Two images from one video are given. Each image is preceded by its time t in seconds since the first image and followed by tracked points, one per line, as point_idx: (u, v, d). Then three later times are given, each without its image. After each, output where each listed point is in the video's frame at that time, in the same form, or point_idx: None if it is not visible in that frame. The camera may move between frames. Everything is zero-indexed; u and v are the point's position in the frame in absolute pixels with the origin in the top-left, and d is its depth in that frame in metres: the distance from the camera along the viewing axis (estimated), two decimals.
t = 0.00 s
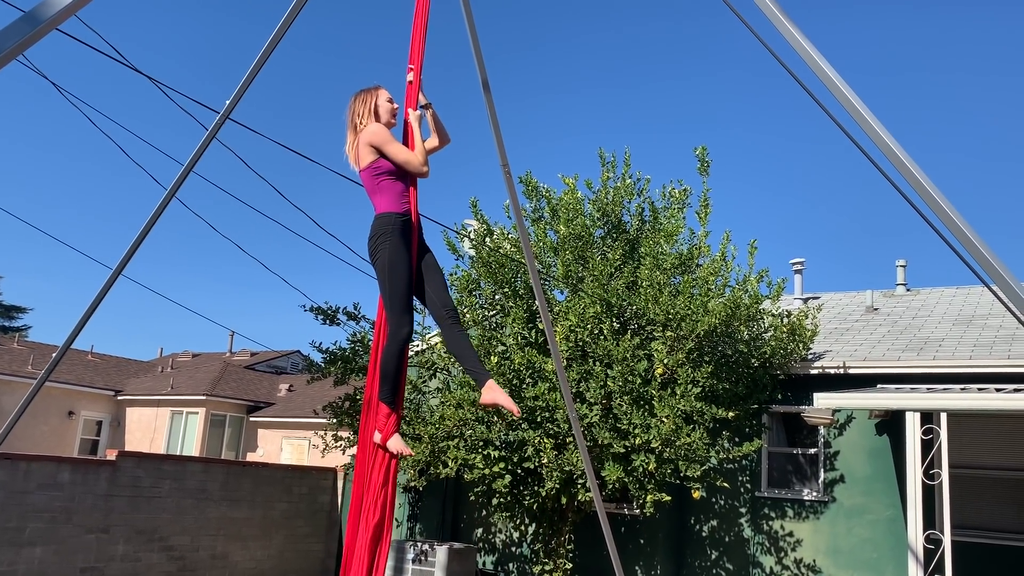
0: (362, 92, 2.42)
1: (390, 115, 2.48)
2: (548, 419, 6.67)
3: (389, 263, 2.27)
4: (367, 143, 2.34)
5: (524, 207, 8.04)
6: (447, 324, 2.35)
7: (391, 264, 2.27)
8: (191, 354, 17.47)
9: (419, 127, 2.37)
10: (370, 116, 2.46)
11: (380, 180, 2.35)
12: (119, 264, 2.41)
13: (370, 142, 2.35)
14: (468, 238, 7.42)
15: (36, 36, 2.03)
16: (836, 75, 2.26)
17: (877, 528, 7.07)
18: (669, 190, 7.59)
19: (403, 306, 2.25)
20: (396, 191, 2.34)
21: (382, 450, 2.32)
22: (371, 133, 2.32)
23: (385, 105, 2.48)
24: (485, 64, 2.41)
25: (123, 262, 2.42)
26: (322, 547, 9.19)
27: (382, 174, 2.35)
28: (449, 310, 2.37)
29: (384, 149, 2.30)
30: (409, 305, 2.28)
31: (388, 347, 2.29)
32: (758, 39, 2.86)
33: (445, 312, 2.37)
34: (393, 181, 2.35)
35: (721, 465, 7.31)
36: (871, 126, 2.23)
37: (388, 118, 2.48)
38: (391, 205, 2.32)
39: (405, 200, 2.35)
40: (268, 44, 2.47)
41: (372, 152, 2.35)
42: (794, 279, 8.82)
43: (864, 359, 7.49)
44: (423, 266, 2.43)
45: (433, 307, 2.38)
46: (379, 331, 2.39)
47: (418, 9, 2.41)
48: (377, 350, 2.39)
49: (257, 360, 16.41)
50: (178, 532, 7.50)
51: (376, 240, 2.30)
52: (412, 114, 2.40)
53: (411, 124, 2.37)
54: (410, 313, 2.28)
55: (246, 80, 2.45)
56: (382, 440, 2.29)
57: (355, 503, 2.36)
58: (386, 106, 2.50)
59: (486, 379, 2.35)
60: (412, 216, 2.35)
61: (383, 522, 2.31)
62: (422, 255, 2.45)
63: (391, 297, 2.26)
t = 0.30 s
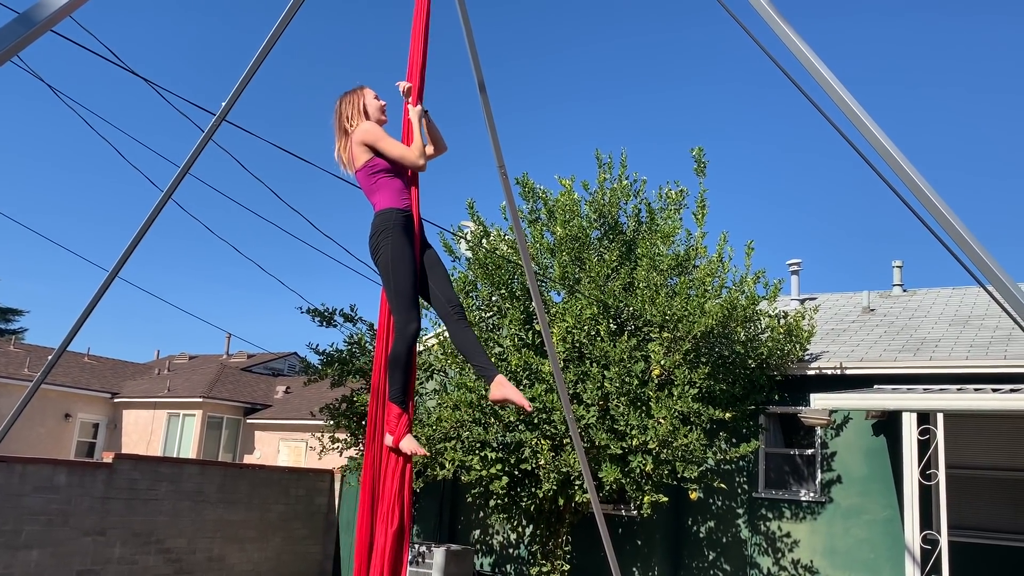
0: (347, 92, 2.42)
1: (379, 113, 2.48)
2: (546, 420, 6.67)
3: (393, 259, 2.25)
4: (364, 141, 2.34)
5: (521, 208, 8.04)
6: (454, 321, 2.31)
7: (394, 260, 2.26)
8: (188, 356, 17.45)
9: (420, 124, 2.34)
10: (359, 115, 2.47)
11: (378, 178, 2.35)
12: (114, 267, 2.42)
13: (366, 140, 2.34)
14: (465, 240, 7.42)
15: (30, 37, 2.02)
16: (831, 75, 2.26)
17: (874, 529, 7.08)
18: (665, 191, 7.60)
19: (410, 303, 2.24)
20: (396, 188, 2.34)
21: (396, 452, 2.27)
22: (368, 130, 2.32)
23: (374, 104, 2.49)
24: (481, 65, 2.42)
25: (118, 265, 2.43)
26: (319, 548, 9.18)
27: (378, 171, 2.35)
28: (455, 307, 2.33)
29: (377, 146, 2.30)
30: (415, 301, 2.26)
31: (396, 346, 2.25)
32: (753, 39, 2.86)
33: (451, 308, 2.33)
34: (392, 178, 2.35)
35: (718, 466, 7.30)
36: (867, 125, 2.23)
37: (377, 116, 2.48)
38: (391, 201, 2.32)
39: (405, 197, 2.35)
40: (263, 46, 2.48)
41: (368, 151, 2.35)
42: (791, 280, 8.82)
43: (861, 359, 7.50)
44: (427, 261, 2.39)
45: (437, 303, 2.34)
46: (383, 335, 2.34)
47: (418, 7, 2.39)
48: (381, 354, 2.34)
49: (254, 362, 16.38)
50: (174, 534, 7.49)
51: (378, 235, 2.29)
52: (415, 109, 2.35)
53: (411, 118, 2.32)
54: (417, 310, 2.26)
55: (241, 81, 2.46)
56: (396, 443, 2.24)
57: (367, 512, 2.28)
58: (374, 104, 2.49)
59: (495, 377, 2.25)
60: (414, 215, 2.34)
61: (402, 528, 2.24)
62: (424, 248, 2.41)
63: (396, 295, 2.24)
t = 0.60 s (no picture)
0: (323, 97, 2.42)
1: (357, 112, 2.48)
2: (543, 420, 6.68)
3: (398, 252, 2.28)
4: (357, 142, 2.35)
5: (518, 208, 8.03)
6: (466, 310, 2.29)
7: (399, 253, 2.28)
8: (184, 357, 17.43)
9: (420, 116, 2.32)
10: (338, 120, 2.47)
11: (375, 178, 2.39)
12: (111, 267, 2.42)
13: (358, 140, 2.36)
14: (462, 240, 7.42)
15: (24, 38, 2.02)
16: (826, 74, 2.28)
17: (871, 528, 7.09)
18: (662, 191, 7.61)
19: (418, 294, 2.25)
20: (398, 185, 2.38)
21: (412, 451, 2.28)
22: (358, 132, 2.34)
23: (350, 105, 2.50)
24: (477, 65, 2.42)
25: (115, 265, 2.43)
26: (316, 549, 9.18)
27: (373, 171, 2.39)
28: (466, 295, 2.32)
29: (365, 148, 2.33)
30: (424, 293, 2.27)
31: (406, 337, 2.28)
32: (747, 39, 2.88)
33: (461, 297, 2.32)
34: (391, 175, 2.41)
35: (715, 465, 7.30)
36: (862, 124, 2.24)
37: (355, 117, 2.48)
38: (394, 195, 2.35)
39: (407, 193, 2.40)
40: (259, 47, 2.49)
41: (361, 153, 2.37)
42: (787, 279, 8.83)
43: (858, 359, 7.51)
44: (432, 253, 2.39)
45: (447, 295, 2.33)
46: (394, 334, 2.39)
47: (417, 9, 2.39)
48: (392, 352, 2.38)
49: (251, 363, 16.36)
50: (172, 535, 7.48)
51: (383, 230, 2.32)
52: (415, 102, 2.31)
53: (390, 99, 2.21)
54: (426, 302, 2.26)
55: (237, 83, 2.47)
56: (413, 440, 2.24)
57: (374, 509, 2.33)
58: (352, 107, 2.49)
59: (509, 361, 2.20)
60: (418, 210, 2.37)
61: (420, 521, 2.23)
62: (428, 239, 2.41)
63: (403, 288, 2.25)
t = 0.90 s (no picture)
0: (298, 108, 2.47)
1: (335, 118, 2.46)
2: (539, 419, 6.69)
3: (404, 246, 2.31)
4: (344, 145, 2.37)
5: (514, 207, 8.04)
6: (476, 294, 2.28)
7: (405, 247, 2.31)
8: (180, 356, 17.41)
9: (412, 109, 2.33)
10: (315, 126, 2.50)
11: (372, 175, 2.40)
12: (106, 265, 2.43)
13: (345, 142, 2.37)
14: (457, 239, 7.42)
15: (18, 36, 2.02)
16: (822, 73, 2.29)
17: (867, 527, 7.10)
18: (658, 190, 7.62)
19: (428, 285, 2.27)
20: (397, 180, 2.42)
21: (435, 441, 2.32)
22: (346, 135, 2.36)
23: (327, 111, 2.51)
24: (473, 62, 2.42)
25: (112, 263, 2.44)
26: (312, 548, 9.18)
27: (368, 168, 2.40)
28: (474, 279, 2.31)
29: (354, 147, 2.35)
30: (434, 283, 2.29)
31: (421, 331, 2.26)
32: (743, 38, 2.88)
33: (470, 283, 2.31)
34: (389, 172, 2.43)
35: (711, 464, 7.31)
36: (857, 122, 2.25)
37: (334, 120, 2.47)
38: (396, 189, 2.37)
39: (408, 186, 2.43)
40: (255, 46, 2.50)
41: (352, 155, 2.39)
42: (784, 279, 8.85)
43: (853, 358, 7.52)
44: (439, 239, 2.39)
45: (454, 281, 2.33)
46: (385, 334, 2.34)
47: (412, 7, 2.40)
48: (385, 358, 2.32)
49: (246, 362, 16.34)
50: (167, 534, 7.47)
51: (387, 226, 2.34)
52: (407, 92, 2.31)
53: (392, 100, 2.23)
54: (437, 293, 2.28)
55: (232, 81, 2.47)
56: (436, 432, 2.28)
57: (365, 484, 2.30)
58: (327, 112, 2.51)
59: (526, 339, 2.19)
60: (422, 201, 2.39)
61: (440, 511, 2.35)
62: (433, 226, 2.41)
63: (414, 281, 2.28)
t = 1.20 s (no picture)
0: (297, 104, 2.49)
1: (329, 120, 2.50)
2: (534, 418, 6.70)
3: (398, 246, 2.33)
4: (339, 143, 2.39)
5: (508, 206, 8.04)
6: (475, 289, 2.28)
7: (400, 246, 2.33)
8: (175, 356, 17.39)
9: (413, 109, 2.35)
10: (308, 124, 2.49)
11: (365, 173, 2.42)
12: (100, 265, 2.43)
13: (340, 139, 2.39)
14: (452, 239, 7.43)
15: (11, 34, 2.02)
16: (813, 74, 2.30)
17: (860, 525, 7.12)
18: (652, 190, 7.63)
19: (421, 287, 2.29)
20: (390, 179, 2.44)
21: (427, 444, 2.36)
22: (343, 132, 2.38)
23: (323, 114, 2.52)
24: (467, 63, 2.43)
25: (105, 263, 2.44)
26: (307, 548, 9.18)
27: (361, 166, 2.42)
28: (473, 276, 2.30)
29: (346, 143, 2.38)
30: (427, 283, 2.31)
31: (413, 331, 2.31)
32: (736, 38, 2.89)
33: (470, 278, 2.31)
34: (382, 170, 2.46)
35: (705, 464, 7.33)
36: (848, 122, 2.27)
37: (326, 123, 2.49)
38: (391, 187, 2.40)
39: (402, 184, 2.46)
40: (249, 46, 2.50)
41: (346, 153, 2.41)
42: (777, 278, 8.87)
43: (847, 357, 7.55)
44: (435, 238, 2.39)
45: (452, 277, 2.33)
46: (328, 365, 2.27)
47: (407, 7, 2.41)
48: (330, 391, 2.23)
49: (241, 362, 16.32)
50: (162, 534, 7.46)
51: (381, 227, 2.37)
52: (408, 91, 2.32)
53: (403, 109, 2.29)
54: (430, 293, 2.31)
55: (226, 81, 2.47)
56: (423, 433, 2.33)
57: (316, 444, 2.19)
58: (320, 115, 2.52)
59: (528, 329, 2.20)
60: (417, 201, 2.39)
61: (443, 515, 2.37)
62: (429, 226, 2.41)
63: (408, 283, 2.30)
